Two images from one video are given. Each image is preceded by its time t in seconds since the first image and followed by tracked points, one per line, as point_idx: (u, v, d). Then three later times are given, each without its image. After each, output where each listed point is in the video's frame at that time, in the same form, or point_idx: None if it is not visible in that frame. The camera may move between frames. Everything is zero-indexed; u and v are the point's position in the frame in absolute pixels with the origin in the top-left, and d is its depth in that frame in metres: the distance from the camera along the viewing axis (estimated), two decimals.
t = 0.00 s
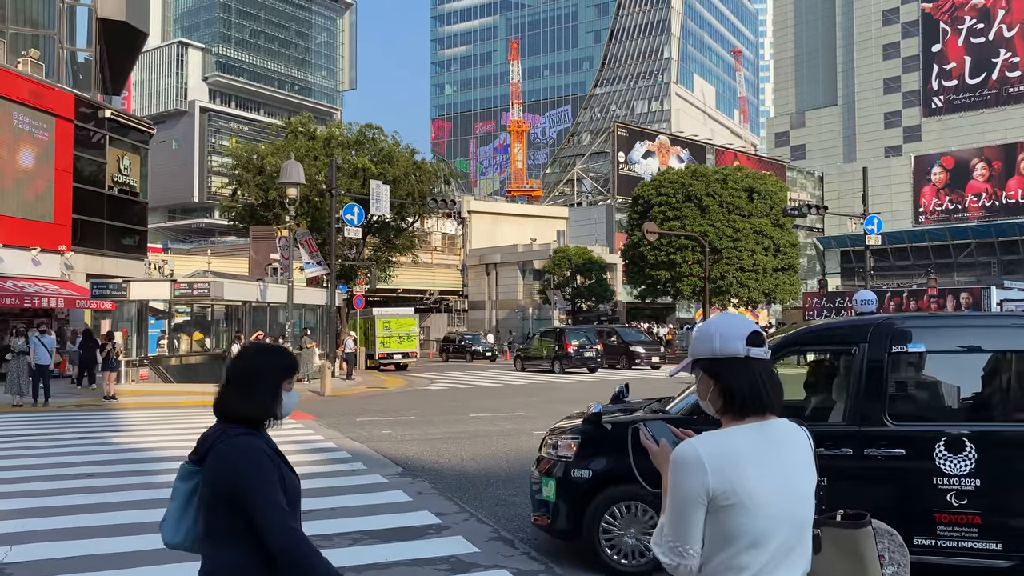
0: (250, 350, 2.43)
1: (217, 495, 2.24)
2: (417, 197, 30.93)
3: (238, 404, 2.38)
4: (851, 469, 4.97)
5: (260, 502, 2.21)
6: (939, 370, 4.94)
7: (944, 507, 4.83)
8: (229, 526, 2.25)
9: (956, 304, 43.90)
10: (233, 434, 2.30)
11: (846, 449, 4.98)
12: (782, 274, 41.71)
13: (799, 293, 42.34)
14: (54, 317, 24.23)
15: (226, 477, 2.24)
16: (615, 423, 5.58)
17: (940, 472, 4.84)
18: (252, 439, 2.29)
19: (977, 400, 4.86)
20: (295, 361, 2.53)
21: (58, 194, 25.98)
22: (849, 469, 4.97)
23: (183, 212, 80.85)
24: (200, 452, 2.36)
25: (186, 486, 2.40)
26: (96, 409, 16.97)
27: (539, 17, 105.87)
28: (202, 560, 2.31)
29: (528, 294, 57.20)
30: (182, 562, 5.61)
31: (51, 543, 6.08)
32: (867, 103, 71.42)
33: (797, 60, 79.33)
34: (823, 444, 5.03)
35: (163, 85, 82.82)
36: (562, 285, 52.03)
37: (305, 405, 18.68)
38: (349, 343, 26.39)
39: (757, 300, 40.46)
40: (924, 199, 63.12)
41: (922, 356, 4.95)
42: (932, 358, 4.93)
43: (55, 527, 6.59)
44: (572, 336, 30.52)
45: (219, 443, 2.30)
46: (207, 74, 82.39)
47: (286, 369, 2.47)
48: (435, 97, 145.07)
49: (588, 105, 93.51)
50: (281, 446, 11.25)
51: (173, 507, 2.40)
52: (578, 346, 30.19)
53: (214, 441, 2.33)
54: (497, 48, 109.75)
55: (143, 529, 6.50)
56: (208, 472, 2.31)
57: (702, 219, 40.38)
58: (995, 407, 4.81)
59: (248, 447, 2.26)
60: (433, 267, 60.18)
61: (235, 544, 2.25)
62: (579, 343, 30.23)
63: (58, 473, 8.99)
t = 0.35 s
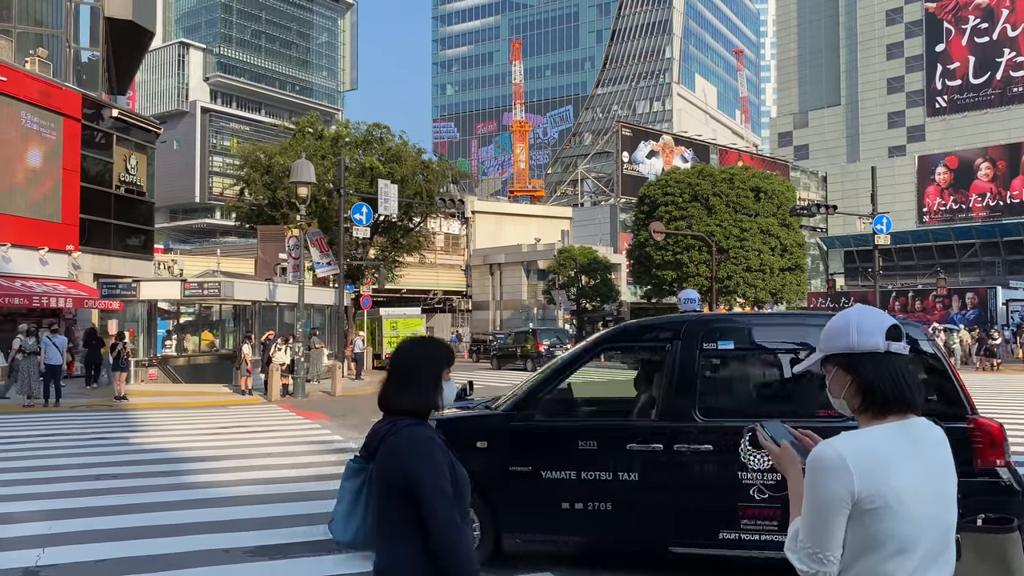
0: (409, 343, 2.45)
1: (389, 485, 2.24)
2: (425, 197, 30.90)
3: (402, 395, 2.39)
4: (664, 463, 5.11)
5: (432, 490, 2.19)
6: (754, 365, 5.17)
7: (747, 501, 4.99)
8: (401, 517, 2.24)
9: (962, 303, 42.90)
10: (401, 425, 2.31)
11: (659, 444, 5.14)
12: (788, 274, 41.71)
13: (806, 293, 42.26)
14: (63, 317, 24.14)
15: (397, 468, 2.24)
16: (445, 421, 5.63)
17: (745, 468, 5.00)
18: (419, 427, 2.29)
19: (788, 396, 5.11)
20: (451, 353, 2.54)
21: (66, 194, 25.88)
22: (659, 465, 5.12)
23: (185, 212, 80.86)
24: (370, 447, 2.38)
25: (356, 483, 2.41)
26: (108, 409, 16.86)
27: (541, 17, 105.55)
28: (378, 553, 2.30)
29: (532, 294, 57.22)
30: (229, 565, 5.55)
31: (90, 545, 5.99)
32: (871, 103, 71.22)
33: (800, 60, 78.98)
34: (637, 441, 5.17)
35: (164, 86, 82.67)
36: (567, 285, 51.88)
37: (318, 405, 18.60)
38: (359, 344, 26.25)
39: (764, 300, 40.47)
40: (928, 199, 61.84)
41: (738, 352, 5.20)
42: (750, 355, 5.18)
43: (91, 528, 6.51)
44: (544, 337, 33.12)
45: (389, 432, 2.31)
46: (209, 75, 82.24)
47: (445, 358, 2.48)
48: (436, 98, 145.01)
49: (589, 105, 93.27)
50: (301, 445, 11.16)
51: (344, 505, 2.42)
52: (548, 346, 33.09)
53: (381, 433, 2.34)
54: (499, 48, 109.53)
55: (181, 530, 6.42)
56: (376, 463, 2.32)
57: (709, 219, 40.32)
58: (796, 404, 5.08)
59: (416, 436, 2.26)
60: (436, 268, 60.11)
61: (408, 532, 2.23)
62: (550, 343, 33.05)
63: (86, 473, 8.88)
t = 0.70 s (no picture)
0: (544, 346, 2.41)
1: (522, 491, 2.25)
2: (429, 197, 30.84)
3: (533, 402, 2.38)
4: (452, 466, 5.09)
5: (557, 497, 2.20)
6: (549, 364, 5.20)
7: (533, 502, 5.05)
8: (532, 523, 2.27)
9: (964, 304, 42.73)
10: (534, 432, 2.31)
11: (448, 445, 5.10)
12: (792, 275, 41.57)
13: (809, 293, 42.16)
14: (67, 319, 24.01)
15: (527, 472, 2.25)
16: (229, 427, 5.37)
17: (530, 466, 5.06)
18: (553, 437, 2.29)
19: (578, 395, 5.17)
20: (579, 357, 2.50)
21: (69, 194, 25.74)
22: (450, 468, 5.09)
23: (184, 212, 80.60)
24: (496, 450, 2.41)
25: (477, 485, 2.44)
26: (118, 412, 16.72)
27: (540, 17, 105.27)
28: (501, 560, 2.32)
29: (534, 295, 57.05)
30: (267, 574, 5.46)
31: (117, 552, 5.90)
32: (871, 103, 71.13)
33: (800, 60, 78.77)
34: (426, 442, 5.13)
35: (162, 86, 82.28)
36: (569, 286, 51.72)
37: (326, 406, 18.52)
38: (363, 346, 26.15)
39: (768, 301, 40.34)
40: (928, 200, 61.68)
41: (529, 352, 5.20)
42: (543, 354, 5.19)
43: (115, 534, 6.40)
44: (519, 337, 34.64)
45: (521, 438, 2.32)
46: (207, 76, 81.99)
47: (577, 364, 2.44)
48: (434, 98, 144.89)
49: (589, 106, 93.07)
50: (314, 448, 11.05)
51: (462, 505, 2.44)
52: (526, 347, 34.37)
53: (513, 438, 2.35)
54: (498, 49, 109.28)
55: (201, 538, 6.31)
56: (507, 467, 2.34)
57: (713, 220, 40.24)
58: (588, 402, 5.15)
59: (545, 442, 2.28)
60: (437, 268, 59.95)
61: (535, 542, 2.24)
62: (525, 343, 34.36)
63: (102, 477, 8.75)
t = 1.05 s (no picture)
0: (659, 357, 2.54)
1: (653, 504, 2.45)
2: (429, 198, 30.82)
3: (656, 412, 2.50)
4: (197, 469, 4.88)
5: (705, 508, 2.34)
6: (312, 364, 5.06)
7: (288, 505, 4.88)
8: (661, 532, 2.46)
9: (960, 304, 42.84)
10: (661, 444, 2.46)
11: (201, 451, 4.89)
12: (790, 275, 41.63)
13: (807, 293, 42.24)
14: (66, 319, 23.82)
15: (676, 482, 2.39)
16: None
17: (286, 471, 4.88)
18: (681, 446, 2.43)
19: (335, 395, 5.02)
20: (704, 362, 2.55)
21: (69, 194, 25.61)
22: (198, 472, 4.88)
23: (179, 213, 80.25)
24: (629, 460, 2.56)
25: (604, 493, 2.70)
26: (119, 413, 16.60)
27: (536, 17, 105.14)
28: (630, 561, 2.57)
29: (531, 295, 56.78)
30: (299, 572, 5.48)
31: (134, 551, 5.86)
32: (866, 103, 71.22)
33: (796, 61, 78.76)
34: (176, 446, 4.90)
35: (157, 86, 81.85)
36: (567, 287, 51.57)
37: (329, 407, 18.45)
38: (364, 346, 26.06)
39: (766, 300, 40.33)
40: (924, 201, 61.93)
41: (291, 353, 5.05)
42: (304, 352, 5.05)
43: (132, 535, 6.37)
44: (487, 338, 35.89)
45: (651, 450, 2.47)
46: (202, 76, 81.63)
47: (700, 373, 2.51)
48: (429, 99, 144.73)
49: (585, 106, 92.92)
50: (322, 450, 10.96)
51: (591, 512, 2.73)
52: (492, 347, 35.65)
53: (643, 448, 2.50)
54: (493, 49, 109.03)
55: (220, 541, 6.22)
56: (636, 479, 2.52)
57: (712, 220, 40.24)
58: (343, 404, 4.99)
59: (690, 453, 2.41)
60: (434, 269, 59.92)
61: (671, 549, 2.45)
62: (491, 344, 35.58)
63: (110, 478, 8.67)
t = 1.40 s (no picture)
0: (772, 358, 2.58)
1: (771, 503, 2.48)
2: (424, 199, 30.76)
3: (768, 414, 2.54)
4: None
5: (829, 509, 2.37)
6: (21, 372, 4.95)
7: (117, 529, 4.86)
8: (772, 534, 2.50)
9: (952, 305, 43.03)
10: (777, 445, 2.49)
11: None
12: (783, 276, 41.78)
13: (801, 294, 42.33)
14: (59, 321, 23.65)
15: (795, 484, 2.42)
16: None
17: None
18: (798, 446, 2.46)
19: (47, 404, 4.93)
20: (814, 364, 2.62)
21: (63, 195, 25.48)
22: None
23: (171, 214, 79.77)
24: (737, 460, 2.60)
25: (704, 495, 2.73)
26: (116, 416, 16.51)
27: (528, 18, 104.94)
28: (736, 563, 2.60)
29: (525, 296, 56.63)
30: None
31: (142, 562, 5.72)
32: (857, 105, 71.39)
33: (787, 63, 78.86)
34: None
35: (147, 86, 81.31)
36: (560, 288, 51.42)
37: (330, 410, 18.30)
38: (360, 347, 25.89)
39: (760, 302, 40.37)
40: (915, 202, 62.16)
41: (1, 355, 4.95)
42: (13, 360, 4.95)
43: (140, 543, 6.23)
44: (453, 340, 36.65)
45: (762, 451, 2.51)
46: (193, 76, 81.22)
47: (811, 375, 2.56)
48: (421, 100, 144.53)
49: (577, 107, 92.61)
50: (327, 453, 10.86)
51: (689, 513, 2.74)
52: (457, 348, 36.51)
53: (754, 448, 2.54)
54: (485, 50, 108.85)
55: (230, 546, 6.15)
56: (743, 479, 2.56)
57: (706, 221, 40.28)
58: (53, 412, 4.92)
59: (806, 454, 2.44)
60: (428, 270, 59.84)
61: (784, 549, 2.49)
62: (456, 346, 36.41)
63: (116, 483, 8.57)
